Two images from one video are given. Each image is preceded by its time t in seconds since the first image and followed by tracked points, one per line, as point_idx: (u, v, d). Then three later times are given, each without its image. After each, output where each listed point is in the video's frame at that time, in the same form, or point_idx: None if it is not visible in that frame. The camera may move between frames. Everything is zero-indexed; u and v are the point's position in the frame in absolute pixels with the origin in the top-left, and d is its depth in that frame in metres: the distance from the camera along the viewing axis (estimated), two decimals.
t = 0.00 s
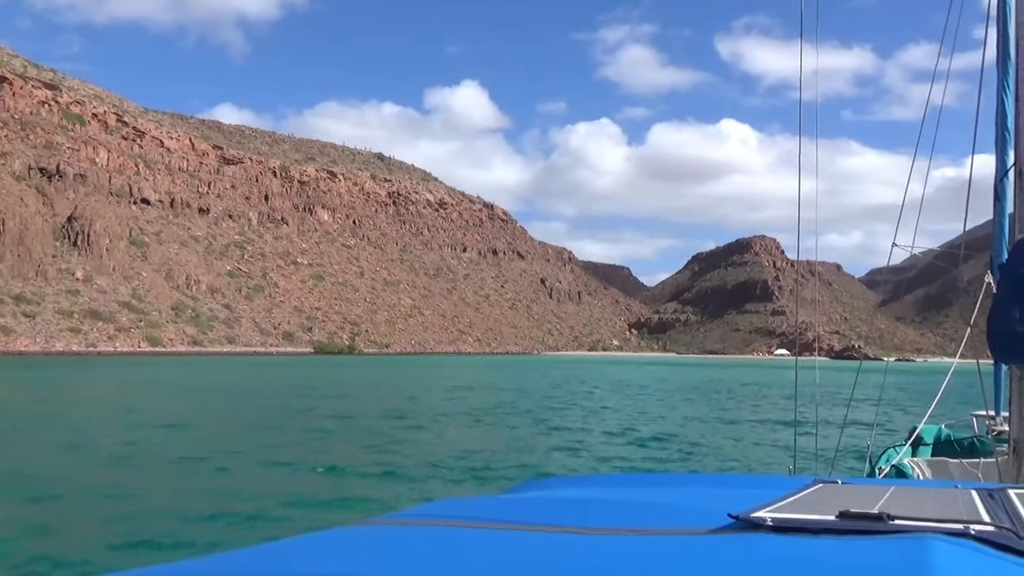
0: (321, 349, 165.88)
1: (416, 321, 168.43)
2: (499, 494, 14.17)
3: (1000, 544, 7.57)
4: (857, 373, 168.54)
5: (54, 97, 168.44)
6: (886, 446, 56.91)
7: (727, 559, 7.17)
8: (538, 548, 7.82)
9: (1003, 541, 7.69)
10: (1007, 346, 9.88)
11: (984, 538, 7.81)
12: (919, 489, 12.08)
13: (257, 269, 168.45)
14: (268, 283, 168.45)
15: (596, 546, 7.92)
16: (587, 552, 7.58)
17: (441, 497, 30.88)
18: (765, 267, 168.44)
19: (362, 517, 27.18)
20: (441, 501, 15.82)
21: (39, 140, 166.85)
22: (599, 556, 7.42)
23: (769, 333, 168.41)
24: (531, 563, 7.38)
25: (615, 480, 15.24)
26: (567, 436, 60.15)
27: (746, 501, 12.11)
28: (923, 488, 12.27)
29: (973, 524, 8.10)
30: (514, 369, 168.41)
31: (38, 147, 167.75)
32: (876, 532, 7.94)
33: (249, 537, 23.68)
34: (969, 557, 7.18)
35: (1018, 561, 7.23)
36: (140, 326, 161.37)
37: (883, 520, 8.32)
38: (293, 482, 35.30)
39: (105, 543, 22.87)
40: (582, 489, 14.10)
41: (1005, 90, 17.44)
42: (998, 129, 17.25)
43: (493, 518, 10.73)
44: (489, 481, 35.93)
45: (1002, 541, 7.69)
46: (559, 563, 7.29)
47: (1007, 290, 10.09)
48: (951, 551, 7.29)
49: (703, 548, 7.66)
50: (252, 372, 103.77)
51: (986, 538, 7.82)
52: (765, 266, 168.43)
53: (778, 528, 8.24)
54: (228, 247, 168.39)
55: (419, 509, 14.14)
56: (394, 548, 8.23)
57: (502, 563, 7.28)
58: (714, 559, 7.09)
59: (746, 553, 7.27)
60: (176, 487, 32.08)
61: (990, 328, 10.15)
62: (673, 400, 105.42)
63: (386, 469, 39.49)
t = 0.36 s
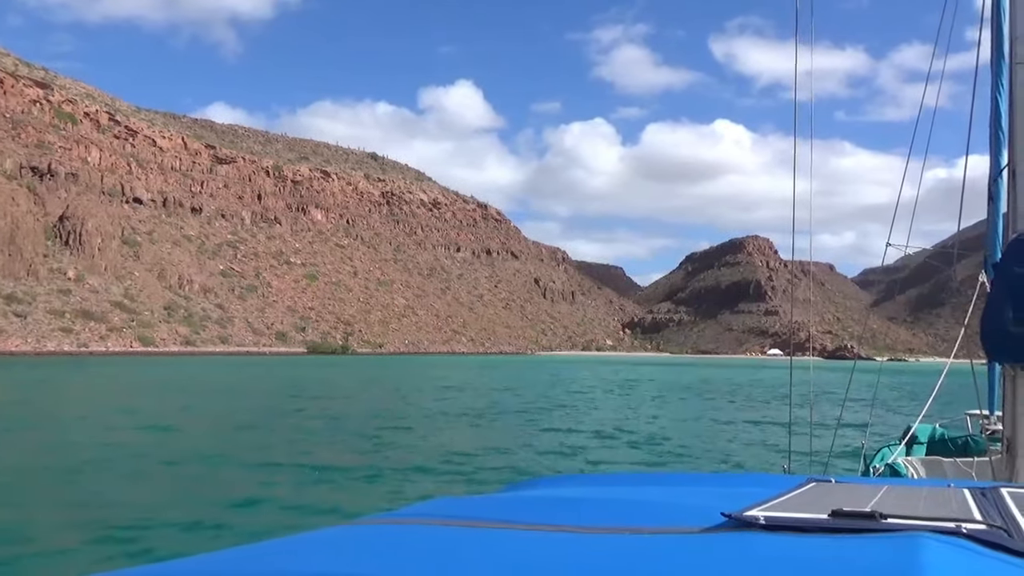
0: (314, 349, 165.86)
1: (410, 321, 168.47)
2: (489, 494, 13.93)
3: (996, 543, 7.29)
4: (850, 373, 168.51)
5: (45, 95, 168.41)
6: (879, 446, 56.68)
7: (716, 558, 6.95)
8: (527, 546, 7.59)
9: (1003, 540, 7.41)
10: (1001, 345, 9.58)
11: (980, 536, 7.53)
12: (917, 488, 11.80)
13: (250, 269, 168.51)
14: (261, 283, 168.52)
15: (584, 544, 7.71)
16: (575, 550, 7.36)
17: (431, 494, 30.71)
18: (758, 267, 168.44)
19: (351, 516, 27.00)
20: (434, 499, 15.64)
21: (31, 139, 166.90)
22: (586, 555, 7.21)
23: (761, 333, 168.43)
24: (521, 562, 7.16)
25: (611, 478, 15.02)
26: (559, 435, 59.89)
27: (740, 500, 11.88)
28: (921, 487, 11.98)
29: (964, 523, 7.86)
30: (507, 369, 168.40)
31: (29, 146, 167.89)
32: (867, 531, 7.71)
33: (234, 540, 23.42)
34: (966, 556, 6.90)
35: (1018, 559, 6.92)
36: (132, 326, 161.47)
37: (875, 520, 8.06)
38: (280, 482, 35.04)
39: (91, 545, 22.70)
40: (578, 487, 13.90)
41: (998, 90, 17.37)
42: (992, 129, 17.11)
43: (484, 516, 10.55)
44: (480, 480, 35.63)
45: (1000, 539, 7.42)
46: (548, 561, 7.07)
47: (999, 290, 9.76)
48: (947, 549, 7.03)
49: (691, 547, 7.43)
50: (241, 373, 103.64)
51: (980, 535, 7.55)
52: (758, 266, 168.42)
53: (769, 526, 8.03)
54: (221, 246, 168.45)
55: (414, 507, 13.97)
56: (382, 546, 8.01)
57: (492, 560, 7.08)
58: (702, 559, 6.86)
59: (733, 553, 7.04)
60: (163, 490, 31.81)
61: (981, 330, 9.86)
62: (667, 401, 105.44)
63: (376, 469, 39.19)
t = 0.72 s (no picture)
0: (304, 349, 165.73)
1: (400, 321, 168.48)
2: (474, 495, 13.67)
3: (985, 543, 6.95)
4: (841, 373, 168.53)
5: (33, 94, 168.41)
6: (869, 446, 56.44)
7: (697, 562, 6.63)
8: (507, 547, 7.29)
9: (992, 539, 7.08)
10: (989, 353, 8.73)
11: (970, 534, 7.20)
12: (906, 487, 11.40)
13: (239, 268, 168.51)
14: (250, 283, 168.54)
15: (566, 546, 7.40)
16: (558, 551, 7.05)
17: (416, 496, 30.51)
18: (748, 267, 168.42)
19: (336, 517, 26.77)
20: (422, 500, 15.40)
21: (18, 138, 166.94)
22: (567, 557, 6.88)
23: (752, 332, 168.41)
24: (500, 563, 6.87)
25: (602, 477, 14.74)
26: (548, 437, 59.67)
27: (729, 499, 11.59)
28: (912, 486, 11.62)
29: (950, 521, 7.54)
30: (498, 369, 168.35)
31: (17, 145, 167.93)
32: (855, 531, 7.39)
33: (216, 541, 23.22)
34: (955, 558, 6.57)
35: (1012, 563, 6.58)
36: (121, 325, 161.47)
37: (861, 518, 7.76)
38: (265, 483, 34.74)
39: (70, 546, 22.47)
40: (571, 487, 13.63)
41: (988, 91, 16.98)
42: (982, 129, 16.75)
43: (471, 517, 10.26)
44: (466, 481, 35.38)
45: (990, 540, 7.08)
46: (528, 563, 6.78)
47: (986, 289, 8.86)
48: (935, 549, 6.70)
49: (673, 549, 7.12)
50: (231, 374, 103.60)
51: (969, 534, 7.22)
52: (748, 266, 168.41)
53: (757, 526, 7.72)
54: (210, 246, 168.47)
55: (403, 509, 13.71)
56: (361, 549, 7.70)
57: (473, 562, 6.78)
58: (682, 562, 6.55)
59: (714, 555, 6.74)
60: (145, 491, 31.55)
61: (969, 332, 8.99)
62: (657, 401, 105.42)
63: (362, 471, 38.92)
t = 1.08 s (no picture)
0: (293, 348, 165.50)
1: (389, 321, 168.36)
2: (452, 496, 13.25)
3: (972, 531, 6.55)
4: (830, 372, 168.53)
5: (19, 92, 168.16)
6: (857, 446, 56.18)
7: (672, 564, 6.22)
8: (481, 548, 6.92)
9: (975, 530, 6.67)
10: (974, 356, 8.29)
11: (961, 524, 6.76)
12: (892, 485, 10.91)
13: (227, 267, 168.35)
14: (238, 282, 168.31)
15: (543, 544, 7.04)
16: (542, 555, 6.65)
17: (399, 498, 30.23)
18: (736, 266, 168.42)
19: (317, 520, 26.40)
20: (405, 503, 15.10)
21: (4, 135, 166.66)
22: (544, 556, 6.57)
23: (740, 332, 168.42)
24: (472, 566, 6.46)
25: (595, 477, 14.35)
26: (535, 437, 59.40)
27: (714, 500, 11.20)
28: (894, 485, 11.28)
29: (931, 521, 7.11)
30: (486, 369, 168.20)
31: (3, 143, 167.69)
32: (836, 531, 6.96)
33: (192, 543, 22.88)
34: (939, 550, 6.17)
35: None
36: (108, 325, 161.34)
37: (844, 519, 7.27)
38: (246, 484, 34.36)
39: (44, 547, 22.11)
40: (553, 488, 13.27)
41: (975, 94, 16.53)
42: (969, 131, 16.36)
43: (441, 519, 9.84)
44: (449, 482, 35.03)
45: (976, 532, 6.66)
46: (502, 563, 6.41)
47: (973, 290, 8.40)
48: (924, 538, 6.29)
49: (649, 549, 6.76)
50: (218, 373, 103.57)
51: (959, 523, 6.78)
52: (736, 266, 168.41)
53: (737, 525, 7.27)
54: (198, 245, 168.40)
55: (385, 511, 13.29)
56: (334, 551, 7.31)
57: (441, 561, 6.42)
58: (654, 559, 6.15)
59: (696, 556, 6.34)
60: (123, 492, 31.14)
61: (959, 334, 8.55)
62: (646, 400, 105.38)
63: (345, 471, 38.52)
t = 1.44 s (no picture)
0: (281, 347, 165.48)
1: (378, 320, 168.26)
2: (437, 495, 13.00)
3: None
4: (819, 373, 168.51)
5: (6, 89, 168.33)
6: (846, 444, 56.05)
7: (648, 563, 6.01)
8: (455, 548, 6.64)
9: None
10: (962, 359, 7.79)
11: None
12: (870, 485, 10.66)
13: (214, 266, 168.43)
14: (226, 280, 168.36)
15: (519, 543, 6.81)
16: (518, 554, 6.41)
17: (384, 498, 30.22)
18: (726, 266, 168.42)
19: (296, 522, 26.22)
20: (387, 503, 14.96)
21: None
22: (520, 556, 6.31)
23: (729, 331, 168.38)
24: (436, 564, 6.19)
25: (577, 479, 14.00)
26: (523, 437, 59.24)
27: (700, 500, 10.89)
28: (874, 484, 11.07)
29: (915, 520, 6.98)
30: (475, 369, 168.12)
31: None
32: (821, 531, 6.72)
33: (172, 541, 22.75)
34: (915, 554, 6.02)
35: None
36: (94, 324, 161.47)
37: (827, 517, 7.07)
38: (229, 484, 34.21)
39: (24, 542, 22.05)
40: (539, 488, 13.03)
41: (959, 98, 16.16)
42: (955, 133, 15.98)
43: (416, 519, 9.60)
44: (432, 484, 34.84)
45: None
46: (478, 562, 6.13)
47: (962, 293, 7.92)
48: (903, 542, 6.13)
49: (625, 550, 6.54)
50: (205, 373, 103.70)
51: None
52: (726, 265, 168.40)
53: (719, 526, 7.03)
54: (185, 243, 168.46)
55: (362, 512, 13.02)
56: (301, 551, 7.04)
57: (415, 561, 6.14)
58: (630, 560, 5.91)
59: (676, 555, 6.12)
60: (105, 491, 31.04)
61: (945, 335, 8.06)
62: (635, 400, 105.39)
63: (329, 471, 38.34)
